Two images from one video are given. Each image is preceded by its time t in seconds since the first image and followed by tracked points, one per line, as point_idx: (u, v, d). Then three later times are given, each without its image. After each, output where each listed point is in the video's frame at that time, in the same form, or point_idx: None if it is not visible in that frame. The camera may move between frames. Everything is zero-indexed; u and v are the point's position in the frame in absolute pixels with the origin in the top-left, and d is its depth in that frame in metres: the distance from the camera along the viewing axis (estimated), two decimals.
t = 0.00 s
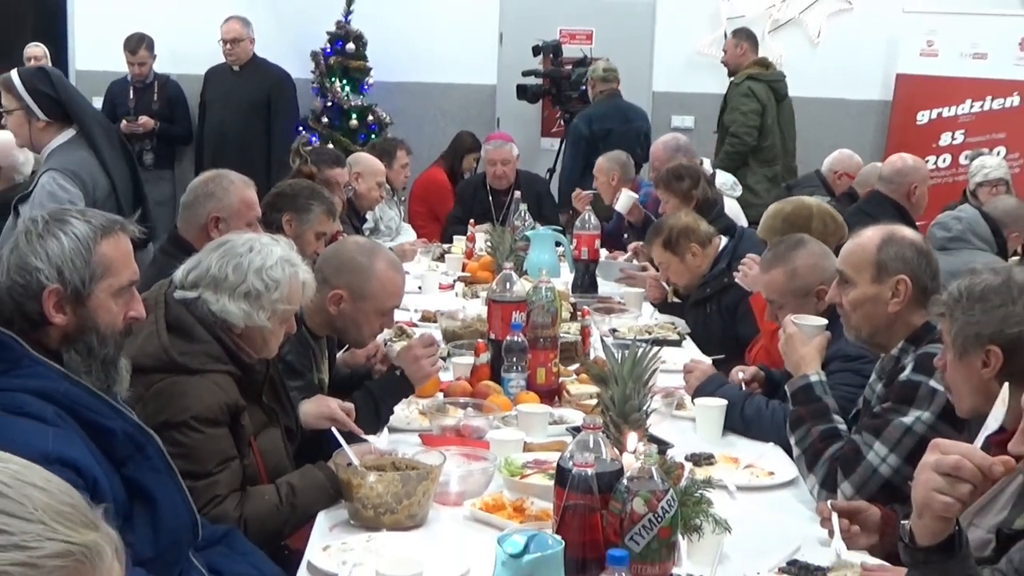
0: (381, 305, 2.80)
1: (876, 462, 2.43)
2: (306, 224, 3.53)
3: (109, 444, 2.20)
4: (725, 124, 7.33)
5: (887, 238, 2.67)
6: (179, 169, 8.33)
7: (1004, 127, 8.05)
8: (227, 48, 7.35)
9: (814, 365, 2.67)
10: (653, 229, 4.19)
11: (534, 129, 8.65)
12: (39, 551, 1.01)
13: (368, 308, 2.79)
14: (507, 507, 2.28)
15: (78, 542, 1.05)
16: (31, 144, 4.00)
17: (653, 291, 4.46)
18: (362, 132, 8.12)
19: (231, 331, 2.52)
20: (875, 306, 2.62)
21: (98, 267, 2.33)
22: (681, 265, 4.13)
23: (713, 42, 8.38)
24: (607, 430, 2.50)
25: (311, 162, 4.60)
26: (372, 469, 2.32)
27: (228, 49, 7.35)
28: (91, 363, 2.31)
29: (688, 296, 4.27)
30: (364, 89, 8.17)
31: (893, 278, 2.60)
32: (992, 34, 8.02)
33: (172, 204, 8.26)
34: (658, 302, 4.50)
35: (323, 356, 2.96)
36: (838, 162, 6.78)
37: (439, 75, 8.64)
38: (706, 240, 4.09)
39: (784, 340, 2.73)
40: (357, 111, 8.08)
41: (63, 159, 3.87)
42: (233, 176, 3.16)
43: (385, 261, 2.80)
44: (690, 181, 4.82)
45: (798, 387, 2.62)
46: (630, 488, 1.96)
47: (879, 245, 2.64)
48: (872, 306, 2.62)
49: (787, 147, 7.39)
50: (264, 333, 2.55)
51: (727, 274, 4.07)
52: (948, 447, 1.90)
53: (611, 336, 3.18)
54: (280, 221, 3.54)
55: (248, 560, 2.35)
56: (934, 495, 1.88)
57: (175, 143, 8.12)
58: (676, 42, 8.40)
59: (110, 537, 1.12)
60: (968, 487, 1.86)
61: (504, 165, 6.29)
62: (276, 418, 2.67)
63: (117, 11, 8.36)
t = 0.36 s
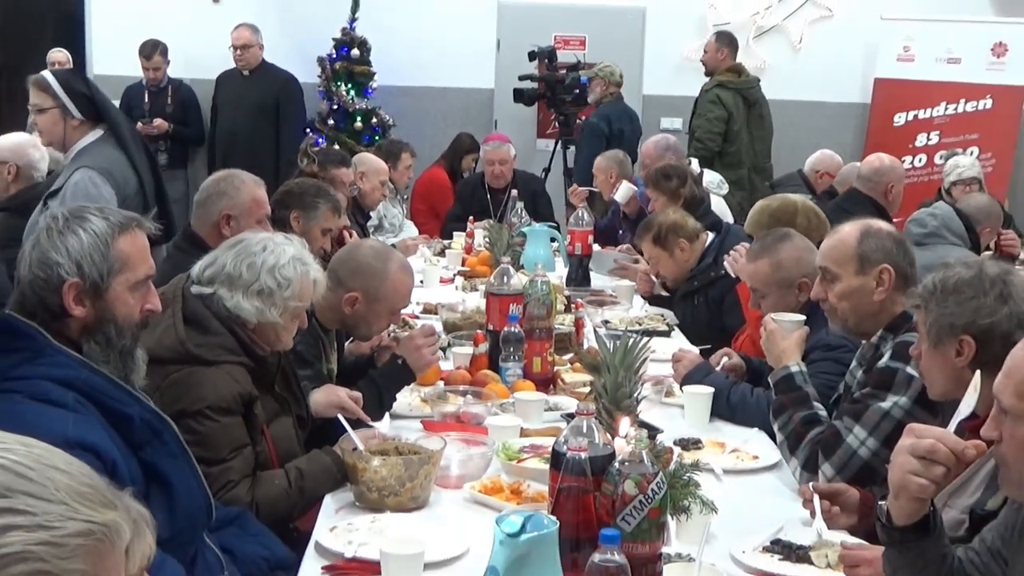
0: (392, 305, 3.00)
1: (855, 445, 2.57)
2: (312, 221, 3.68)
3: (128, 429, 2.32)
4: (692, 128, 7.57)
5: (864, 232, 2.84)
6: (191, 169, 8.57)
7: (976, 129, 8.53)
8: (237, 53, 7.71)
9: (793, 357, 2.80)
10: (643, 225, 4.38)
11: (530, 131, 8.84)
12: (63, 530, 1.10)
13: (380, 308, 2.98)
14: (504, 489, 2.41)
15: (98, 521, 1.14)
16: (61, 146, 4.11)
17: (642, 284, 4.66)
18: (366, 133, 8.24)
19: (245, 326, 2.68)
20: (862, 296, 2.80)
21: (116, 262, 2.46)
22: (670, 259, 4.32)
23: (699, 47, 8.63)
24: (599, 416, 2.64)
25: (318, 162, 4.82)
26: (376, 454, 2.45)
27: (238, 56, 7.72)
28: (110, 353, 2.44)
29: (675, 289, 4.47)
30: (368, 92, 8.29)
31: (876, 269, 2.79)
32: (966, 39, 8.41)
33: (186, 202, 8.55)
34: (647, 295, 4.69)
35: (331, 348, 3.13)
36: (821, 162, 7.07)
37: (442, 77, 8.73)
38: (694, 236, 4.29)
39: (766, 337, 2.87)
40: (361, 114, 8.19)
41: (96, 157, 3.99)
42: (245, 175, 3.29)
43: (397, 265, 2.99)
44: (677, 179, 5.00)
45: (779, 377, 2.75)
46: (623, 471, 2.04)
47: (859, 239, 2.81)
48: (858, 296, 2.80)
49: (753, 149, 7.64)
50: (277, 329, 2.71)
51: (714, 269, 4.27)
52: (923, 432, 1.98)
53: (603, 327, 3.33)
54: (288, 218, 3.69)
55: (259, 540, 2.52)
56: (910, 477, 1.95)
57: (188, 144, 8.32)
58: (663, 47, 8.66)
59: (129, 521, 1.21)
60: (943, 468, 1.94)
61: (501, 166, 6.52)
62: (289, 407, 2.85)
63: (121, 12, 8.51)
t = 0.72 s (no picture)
0: (398, 298, 3.13)
1: (851, 433, 2.69)
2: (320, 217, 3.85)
3: (145, 414, 2.46)
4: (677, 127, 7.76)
5: (845, 226, 3.01)
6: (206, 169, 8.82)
7: (955, 131, 9.02)
8: (249, 57, 8.06)
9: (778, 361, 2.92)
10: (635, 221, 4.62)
11: (528, 133, 9.19)
12: (84, 512, 1.15)
13: (385, 300, 3.12)
14: (503, 472, 2.55)
15: (117, 501, 1.20)
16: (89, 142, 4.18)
17: (634, 278, 4.87)
18: (373, 135, 8.59)
19: (255, 316, 2.82)
20: (848, 285, 2.95)
21: (132, 256, 2.58)
22: (661, 254, 4.56)
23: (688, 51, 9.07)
24: (594, 403, 2.78)
25: (328, 162, 5.07)
26: (382, 438, 2.59)
27: (250, 60, 8.10)
28: (128, 342, 2.57)
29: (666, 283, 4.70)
30: (374, 95, 8.62)
31: (860, 258, 2.95)
32: (941, 45, 8.92)
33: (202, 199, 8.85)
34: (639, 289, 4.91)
35: (341, 339, 3.29)
36: (804, 162, 7.29)
37: (444, 81, 9.14)
38: (685, 232, 4.53)
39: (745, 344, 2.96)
40: (368, 116, 8.49)
41: (140, 150, 4.12)
42: (257, 174, 3.44)
43: (403, 259, 3.12)
44: (670, 179, 5.19)
45: (769, 380, 2.89)
46: (616, 455, 2.09)
47: (841, 232, 2.97)
48: (846, 286, 2.95)
49: (738, 147, 7.83)
50: (286, 319, 2.85)
51: (703, 262, 4.51)
52: (906, 419, 2.10)
53: (598, 318, 3.49)
54: (297, 215, 3.85)
55: (270, 521, 2.66)
56: (894, 461, 2.08)
57: (203, 145, 8.58)
58: (656, 52, 9.09)
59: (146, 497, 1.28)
60: (922, 454, 2.06)
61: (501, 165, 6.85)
62: (298, 394, 2.99)
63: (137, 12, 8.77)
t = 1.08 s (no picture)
0: (400, 287, 3.27)
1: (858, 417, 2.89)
2: (327, 213, 4.00)
3: (162, 401, 2.57)
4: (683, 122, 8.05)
5: (826, 217, 3.19)
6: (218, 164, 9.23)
7: (934, 131, 9.24)
8: (260, 62, 8.45)
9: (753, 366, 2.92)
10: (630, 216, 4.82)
11: (525, 133, 9.62)
12: (110, 489, 1.24)
13: (387, 288, 3.26)
14: (503, 457, 2.69)
15: (135, 473, 1.29)
16: (106, 142, 4.28)
17: (628, 272, 5.05)
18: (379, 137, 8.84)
19: (263, 304, 2.95)
20: (831, 268, 3.13)
21: (149, 249, 2.70)
22: (655, 247, 4.75)
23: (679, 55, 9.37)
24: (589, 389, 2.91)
25: (336, 162, 5.31)
26: (386, 424, 2.72)
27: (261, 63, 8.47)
28: (144, 332, 2.70)
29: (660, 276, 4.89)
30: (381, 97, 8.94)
31: (840, 241, 3.12)
32: (925, 50, 9.14)
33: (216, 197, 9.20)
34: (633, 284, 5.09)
35: (348, 331, 3.42)
36: (792, 163, 7.42)
37: (445, 83, 9.49)
38: (677, 226, 4.73)
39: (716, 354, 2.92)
40: (375, 117, 8.75)
41: (164, 148, 4.25)
42: (267, 172, 3.58)
43: (404, 249, 3.27)
44: (662, 177, 5.35)
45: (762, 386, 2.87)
46: (611, 439, 2.15)
47: (822, 220, 3.16)
48: (828, 269, 3.13)
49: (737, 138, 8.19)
50: (293, 308, 2.98)
51: (694, 256, 4.70)
52: (895, 410, 2.18)
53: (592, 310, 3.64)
54: (305, 211, 4.01)
55: (281, 502, 2.79)
56: (881, 449, 2.18)
57: (216, 144, 8.94)
58: (648, 57, 9.38)
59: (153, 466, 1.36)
60: (910, 443, 2.16)
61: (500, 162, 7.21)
62: (306, 380, 3.13)
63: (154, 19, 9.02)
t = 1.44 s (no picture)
0: (403, 279, 3.44)
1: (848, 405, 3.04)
2: (332, 210, 4.15)
3: (174, 388, 2.68)
4: (682, 126, 8.36)
5: (823, 208, 3.34)
6: (229, 165, 9.60)
7: (912, 131, 9.75)
8: (270, 65, 8.85)
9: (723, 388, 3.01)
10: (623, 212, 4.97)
11: (522, 134, 10.02)
12: (125, 469, 1.26)
13: (391, 281, 3.42)
14: (501, 441, 2.84)
15: (148, 454, 1.32)
16: (123, 142, 4.40)
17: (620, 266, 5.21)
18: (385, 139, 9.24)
19: (270, 294, 3.10)
20: (817, 258, 3.28)
21: (149, 242, 2.80)
22: (646, 242, 4.90)
23: (672, 60, 9.84)
24: (582, 375, 3.06)
25: (345, 163, 5.52)
26: (391, 409, 2.87)
27: (270, 66, 8.87)
28: (151, 321, 2.81)
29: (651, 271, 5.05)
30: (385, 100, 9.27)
31: (830, 234, 3.27)
32: (903, 55, 9.64)
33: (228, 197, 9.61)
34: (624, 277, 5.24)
35: (352, 322, 3.59)
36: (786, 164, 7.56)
37: (447, 87, 9.90)
38: (668, 222, 4.88)
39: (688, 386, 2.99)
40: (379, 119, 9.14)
41: (178, 153, 4.36)
42: (272, 169, 3.72)
43: (406, 243, 3.44)
44: (650, 176, 5.50)
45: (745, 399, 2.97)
46: (603, 424, 2.29)
47: (817, 211, 3.30)
48: (814, 258, 3.28)
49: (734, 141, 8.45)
50: (300, 298, 3.13)
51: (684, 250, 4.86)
52: (877, 402, 2.27)
53: (586, 302, 3.80)
54: (310, 208, 4.16)
55: (289, 485, 2.94)
56: (869, 440, 2.25)
57: (228, 144, 9.38)
58: (640, 59, 9.85)
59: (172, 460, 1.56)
60: (896, 433, 2.23)
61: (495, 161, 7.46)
62: (312, 368, 3.28)
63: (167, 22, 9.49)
